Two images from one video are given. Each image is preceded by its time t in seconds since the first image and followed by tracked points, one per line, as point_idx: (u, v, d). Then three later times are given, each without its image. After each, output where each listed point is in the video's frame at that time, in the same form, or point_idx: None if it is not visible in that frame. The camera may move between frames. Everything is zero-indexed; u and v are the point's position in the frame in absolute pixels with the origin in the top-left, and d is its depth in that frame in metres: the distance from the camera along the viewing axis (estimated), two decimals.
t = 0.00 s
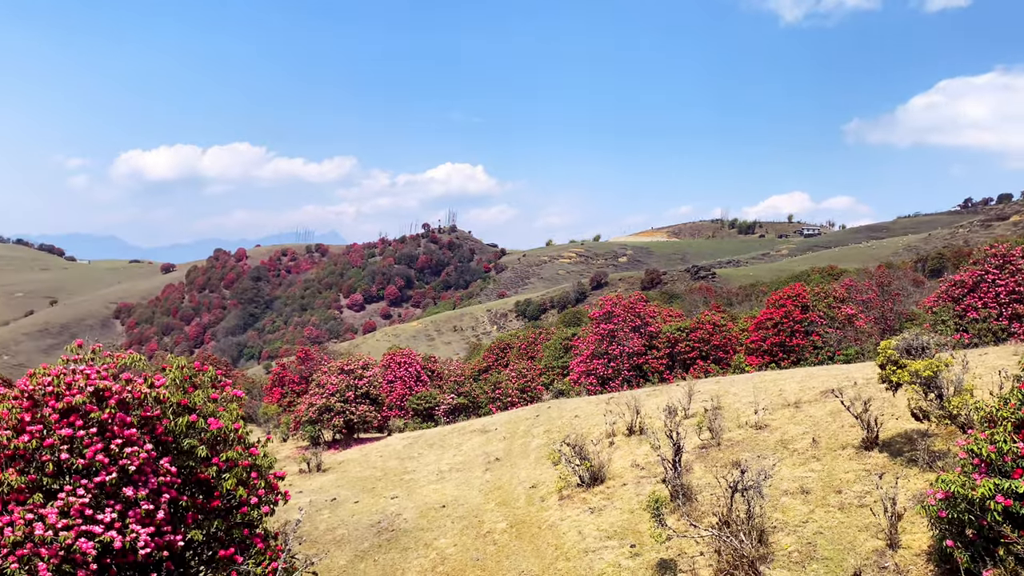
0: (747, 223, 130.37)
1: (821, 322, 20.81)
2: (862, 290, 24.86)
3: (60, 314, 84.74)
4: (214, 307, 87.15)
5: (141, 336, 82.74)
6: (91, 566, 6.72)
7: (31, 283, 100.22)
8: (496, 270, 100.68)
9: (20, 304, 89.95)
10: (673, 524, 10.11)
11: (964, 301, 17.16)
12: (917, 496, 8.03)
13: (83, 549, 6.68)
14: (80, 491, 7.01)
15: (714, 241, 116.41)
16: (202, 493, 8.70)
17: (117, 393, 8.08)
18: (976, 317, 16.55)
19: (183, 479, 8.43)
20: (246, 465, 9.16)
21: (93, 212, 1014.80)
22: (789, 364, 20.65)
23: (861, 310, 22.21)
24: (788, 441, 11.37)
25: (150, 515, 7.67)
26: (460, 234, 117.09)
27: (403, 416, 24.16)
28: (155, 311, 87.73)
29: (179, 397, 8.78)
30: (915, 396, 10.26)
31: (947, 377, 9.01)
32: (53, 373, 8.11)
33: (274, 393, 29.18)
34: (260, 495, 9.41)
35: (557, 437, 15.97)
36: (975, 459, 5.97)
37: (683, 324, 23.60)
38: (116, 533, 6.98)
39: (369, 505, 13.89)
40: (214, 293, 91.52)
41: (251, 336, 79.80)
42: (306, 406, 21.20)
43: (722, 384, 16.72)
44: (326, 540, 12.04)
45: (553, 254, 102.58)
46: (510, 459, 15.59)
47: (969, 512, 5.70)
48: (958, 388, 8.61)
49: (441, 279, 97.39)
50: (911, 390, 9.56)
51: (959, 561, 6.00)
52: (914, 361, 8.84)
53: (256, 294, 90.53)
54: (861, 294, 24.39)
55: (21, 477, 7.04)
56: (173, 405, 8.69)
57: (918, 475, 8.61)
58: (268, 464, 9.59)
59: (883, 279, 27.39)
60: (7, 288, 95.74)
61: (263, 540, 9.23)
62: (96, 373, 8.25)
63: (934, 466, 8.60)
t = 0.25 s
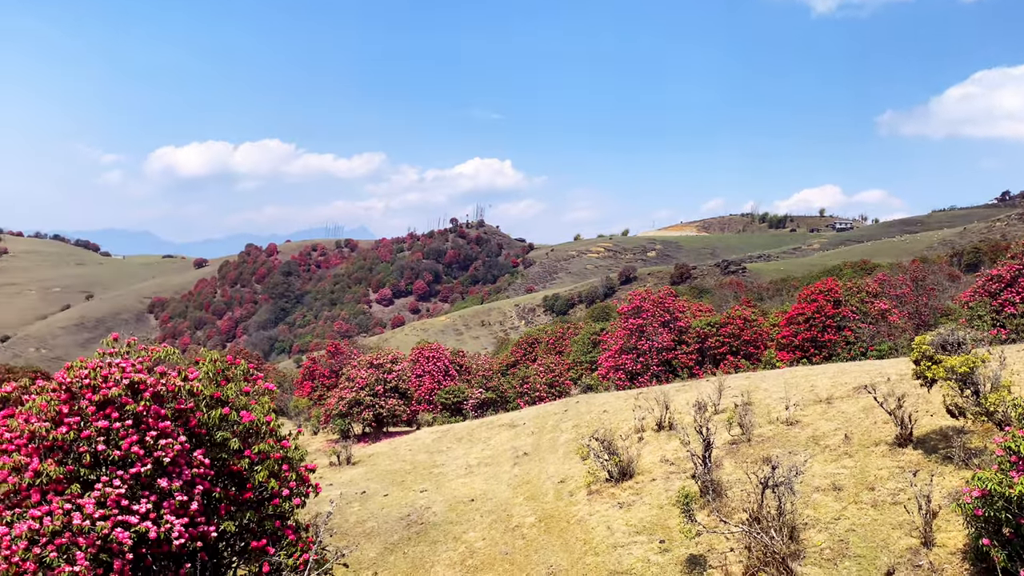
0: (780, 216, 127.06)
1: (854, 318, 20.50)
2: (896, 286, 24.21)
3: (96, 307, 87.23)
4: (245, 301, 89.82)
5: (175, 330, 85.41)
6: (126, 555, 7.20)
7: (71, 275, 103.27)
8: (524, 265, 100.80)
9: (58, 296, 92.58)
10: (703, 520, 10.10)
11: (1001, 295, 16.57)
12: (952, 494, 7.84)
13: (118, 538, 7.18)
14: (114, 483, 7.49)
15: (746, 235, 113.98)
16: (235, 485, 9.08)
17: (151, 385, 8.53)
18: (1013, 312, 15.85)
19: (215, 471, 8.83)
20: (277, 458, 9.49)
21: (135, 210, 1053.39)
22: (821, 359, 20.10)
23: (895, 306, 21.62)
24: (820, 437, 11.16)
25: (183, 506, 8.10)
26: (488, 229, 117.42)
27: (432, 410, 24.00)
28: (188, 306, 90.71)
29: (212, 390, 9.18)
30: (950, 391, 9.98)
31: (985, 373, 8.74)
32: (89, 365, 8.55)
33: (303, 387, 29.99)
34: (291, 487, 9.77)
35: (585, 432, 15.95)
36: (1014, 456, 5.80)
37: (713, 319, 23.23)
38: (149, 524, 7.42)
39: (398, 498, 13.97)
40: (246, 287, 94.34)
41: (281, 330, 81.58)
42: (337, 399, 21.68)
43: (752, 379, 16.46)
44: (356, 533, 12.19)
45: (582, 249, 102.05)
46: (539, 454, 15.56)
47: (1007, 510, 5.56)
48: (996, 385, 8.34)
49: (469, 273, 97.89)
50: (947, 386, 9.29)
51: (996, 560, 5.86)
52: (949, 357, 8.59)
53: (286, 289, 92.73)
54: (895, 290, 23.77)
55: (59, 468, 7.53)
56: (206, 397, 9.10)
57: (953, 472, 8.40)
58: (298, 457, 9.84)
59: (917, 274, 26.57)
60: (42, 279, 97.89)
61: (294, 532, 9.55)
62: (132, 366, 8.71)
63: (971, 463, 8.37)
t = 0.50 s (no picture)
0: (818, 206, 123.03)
1: (892, 310, 19.90)
2: (936, 277, 23.33)
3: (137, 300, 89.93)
4: (281, 292, 92.60)
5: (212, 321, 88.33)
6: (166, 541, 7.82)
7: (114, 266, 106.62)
8: (556, 257, 100.56)
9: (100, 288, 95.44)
10: (736, 513, 10.06)
11: None
12: (994, 489, 7.65)
13: (157, 524, 7.79)
14: (154, 471, 8.01)
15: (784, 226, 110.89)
16: (271, 474, 9.52)
17: (189, 374, 8.89)
18: None
19: (252, 459, 9.26)
20: (313, 447, 9.97)
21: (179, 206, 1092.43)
22: (858, 352, 19.49)
23: (933, 298, 20.87)
24: (856, 431, 10.92)
25: (222, 493, 8.55)
26: (519, 221, 117.33)
27: (465, 401, 24.62)
28: (224, 297, 93.78)
29: (248, 380, 9.58)
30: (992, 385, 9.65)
31: None
32: (129, 356, 8.90)
33: (338, 377, 30.88)
34: (327, 476, 10.18)
35: (618, 425, 15.89)
36: None
37: (747, 311, 22.84)
38: (188, 511, 8.00)
39: (431, 488, 13.99)
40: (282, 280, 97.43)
41: (315, 321, 83.67)
42: (370, 390, 22.19)
43: (787, 372, 16.15)
44: (390, 522, 12.43)
45: (614, 241, 101.07)
46: (571, 446, 15.41)
47: None
48: None
49: (501, 266, 98.22)
50: (988, 380, 9.00)
51: None
52: (992, 350, 8.31)
53: (320, 281, 94.96)
54: (936, 280, 22.95)
55: (101, 456, 8.10)
56: (243, 387, 9.49)
57: (994, 468, 8.19)
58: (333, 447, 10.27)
59: (959, 264, 25.65)
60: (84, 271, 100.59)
61: (329, 520, 10.07)
62: (170, 355, 9.07)
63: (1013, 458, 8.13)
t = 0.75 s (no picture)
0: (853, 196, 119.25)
1: (927, 301, 19.36)
2: (973, 268, 22.59)
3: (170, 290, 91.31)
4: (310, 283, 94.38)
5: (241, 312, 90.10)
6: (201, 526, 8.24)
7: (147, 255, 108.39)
8: (583, 249, 99.98)
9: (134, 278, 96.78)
10: (767, 506, 10.01)
11: None
12: None
13: (192, 511, 8.22)
14: (188, 459, 8.42)
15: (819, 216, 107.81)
16: (303, 462, 9.90)
17: (221, 363, 9.32)
18: None
19: (285, 447, 9.68)
20: (343, 436, 10.15)
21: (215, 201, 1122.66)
22: (891, 344, 19.20)
23: (970, 289, 20.19)
24: (889, 423, 10.70)
25: (255, 481, 8.92)
26: (547, 212, 116.90)
27: (492, 392, 24.54)
28: (256, 290, 95.46)
29: (280, 369, 9.96)
30: None
31: None
32: (164, 344, 9.39)
33: (368, 367, 31.37)
34: (357, 465, 10.44)
35: (646, 416, 15.84)
36: None
37: (778, 302, 22.32)
38: (222, 498, 8.39)
39: (460, 478, 14.24)
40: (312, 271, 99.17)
41: (345, 312, 84.99)
42: (399, 380, 22.60)
43: (819, 363, 15.81)
44: (420, 511, 12.69)
45: (643, 232, 99.88)
46: (599, 438, 15.42)
47: None
48: None
49: (528, 257, 98.11)
50: None
51: None
52: None
53: (349, 273, 96.33)
54: (972, 271, 22.24)
55: (137, 443, 8.57)
56: (275, 376, 9.85)
57: None
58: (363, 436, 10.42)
59: (997, 256, 24.79)
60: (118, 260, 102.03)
61: (360, 508, 10.25)
62: (203, 345, 9.52)
63: None
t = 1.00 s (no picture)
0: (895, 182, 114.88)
1: (967, 290, 18.48)
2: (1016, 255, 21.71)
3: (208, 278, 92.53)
4: (343, 271, 95.62)
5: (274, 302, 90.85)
6: (239, 510, 8.64)
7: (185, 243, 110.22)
8: (615, 237, 98.95)
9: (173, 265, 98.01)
10: (802, 496, 9.95)
11: None
12: None
13: (229, 494, 8.70)
14: (225, 443, 8.87)
15: (861, 204, 104.00)
16: (338, 447, 10.05)
17: (258, 350, 9.64)
18: None
19: (320, 433, 9.88)
20: (378, 422, 10.27)
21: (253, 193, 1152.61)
22: (930, 334, 18.42)
23: (1013, 278, 19.42)
24: (928, 414, 10.47)
25: (291, 465, 9.30)
26: (579, 200, 116.07)
27: (524, 380, 24.75)
28: (291, 277, 96.60)
29: (316, 355, 10.21)
30: None
31: None
32: (202, 331, 9.75)
33: (400, 355, 31.67)
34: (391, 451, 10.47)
35: (681, 405, 15.61)
36: None
37: (814, 290, 21.68)
38: (259, 482, 8.82)
39: (492, 465, 14.52)
40: (345, 259, 100.77)
41: (377, 301, 86.08)
42: (432, 368, 23.00)
43: (856, 353, 15.39)
44: (453, 498, 12.97)
45: (677, 220, 98.14)
46: (632, 426, 15.23)
47: None
48: None
49: (560, 246, 97.55)
50: None
51: None
52: None
53: (382, 261, 97.35)
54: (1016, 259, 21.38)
55: (176, 427, 9.02)
56: (311, 362, 10.13)
57: None
58: (397, 422, 10.49)
59: None
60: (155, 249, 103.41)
61: (394, 493, 10.35)
62: (240, 331, 9.84)
63: None
